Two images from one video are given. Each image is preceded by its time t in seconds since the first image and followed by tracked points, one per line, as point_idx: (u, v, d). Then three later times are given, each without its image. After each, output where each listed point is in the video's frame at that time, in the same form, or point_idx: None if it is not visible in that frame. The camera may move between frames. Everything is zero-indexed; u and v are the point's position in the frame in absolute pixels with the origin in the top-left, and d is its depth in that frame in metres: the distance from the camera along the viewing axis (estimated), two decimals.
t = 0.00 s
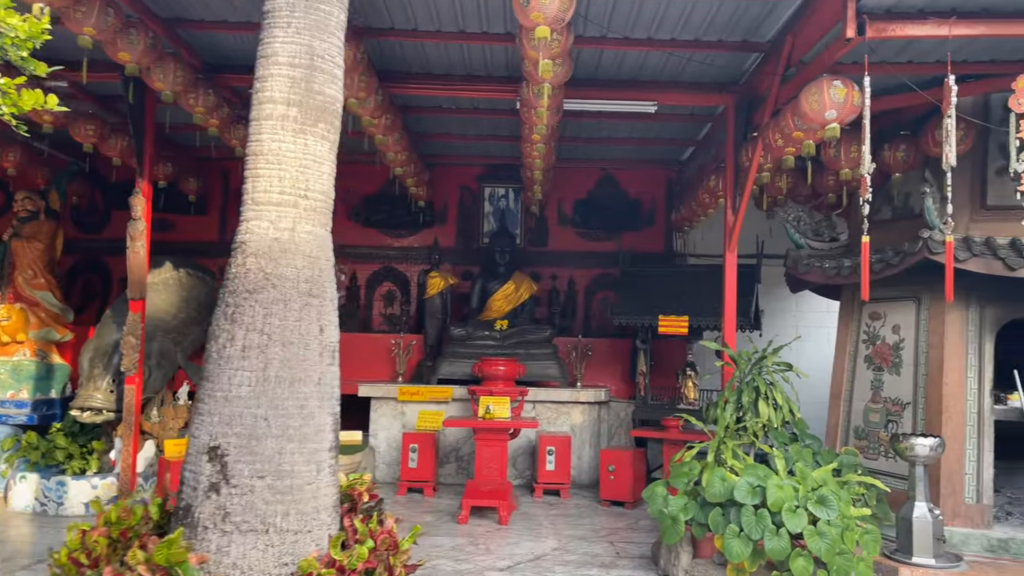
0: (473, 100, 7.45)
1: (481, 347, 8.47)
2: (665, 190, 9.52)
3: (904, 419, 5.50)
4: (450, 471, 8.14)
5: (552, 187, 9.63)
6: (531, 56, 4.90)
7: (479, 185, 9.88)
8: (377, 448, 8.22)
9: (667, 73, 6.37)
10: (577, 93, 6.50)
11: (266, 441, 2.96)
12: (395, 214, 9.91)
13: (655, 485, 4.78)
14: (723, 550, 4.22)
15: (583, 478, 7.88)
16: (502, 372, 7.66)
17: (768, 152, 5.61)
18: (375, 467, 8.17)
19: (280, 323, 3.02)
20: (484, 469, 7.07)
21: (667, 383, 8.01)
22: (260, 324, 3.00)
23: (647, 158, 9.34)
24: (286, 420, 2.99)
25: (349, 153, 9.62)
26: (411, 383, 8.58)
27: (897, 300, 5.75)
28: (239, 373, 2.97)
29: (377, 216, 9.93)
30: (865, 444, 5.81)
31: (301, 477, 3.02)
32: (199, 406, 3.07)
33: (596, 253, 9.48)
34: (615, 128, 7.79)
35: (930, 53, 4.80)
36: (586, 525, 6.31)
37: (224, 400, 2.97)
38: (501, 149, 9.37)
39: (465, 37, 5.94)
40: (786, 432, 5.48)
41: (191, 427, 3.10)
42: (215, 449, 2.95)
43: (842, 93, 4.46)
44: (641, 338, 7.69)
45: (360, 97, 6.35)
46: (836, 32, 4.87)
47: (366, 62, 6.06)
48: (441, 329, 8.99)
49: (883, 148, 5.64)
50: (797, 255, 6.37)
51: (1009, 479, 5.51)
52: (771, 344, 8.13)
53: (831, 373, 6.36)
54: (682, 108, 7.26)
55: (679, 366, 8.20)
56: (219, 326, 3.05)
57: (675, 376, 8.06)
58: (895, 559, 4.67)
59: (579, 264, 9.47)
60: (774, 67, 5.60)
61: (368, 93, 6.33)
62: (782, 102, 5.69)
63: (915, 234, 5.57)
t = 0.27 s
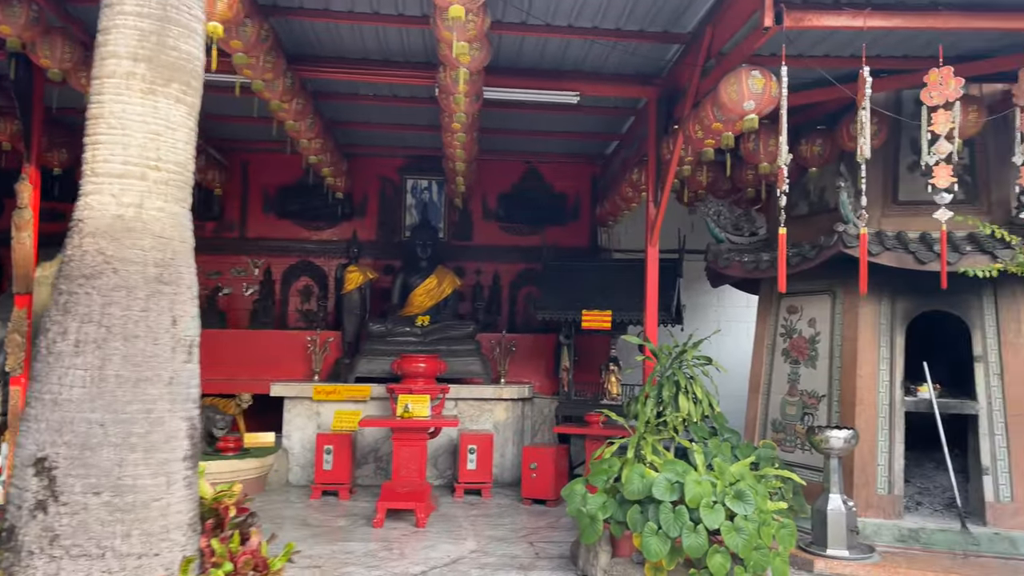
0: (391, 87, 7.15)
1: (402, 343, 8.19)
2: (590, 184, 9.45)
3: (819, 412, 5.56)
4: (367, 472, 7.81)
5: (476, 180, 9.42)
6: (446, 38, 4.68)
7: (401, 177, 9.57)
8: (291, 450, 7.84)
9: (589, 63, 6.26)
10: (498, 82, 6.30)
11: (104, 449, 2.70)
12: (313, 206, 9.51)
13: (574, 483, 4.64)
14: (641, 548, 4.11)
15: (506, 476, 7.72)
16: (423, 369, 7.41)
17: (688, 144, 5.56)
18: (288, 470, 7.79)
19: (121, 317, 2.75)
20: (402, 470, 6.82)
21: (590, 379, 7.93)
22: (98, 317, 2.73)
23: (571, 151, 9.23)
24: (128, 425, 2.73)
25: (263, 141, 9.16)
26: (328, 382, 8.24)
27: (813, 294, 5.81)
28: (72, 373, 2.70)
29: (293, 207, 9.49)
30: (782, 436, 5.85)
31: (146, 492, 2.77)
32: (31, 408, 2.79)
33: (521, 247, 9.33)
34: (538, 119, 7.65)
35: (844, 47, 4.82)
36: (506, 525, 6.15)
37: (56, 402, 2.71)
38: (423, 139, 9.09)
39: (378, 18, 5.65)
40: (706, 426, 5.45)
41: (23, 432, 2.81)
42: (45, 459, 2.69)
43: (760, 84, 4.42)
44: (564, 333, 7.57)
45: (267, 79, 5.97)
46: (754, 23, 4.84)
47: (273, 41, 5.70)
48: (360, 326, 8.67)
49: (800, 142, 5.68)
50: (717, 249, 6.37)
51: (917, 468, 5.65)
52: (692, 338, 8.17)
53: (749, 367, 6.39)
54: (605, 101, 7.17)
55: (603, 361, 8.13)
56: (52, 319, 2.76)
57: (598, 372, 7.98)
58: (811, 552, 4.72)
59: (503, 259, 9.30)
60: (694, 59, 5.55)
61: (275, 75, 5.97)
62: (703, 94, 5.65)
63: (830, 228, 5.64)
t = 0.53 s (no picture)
0: (303, 70, 6.77)
1: (317, 341, 7.81)
2: (514, 177, 9.25)
3: (739, 406, 5.55)
4: (280, 475, 7.47)
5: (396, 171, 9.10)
6: (354, 16, 4.40)
7: (317, 167, 9.16)
8: (197, 455, 7.35)
9: (511, 50, 6.06)
10: (416, 67, 6.02)
11: None
12: (223, 197, 8.97)
13: (491, 485, 4.44)
14: (560, 552, 3.94)
15: (426, 477, 7.46)
16: (338, 368, 7.07)
17: (610, 136, 5.43)
18: (194, 475, 7.30)
19: None
20: (315, 474, 6.45)
21: (514, 375, 7.74)
22: None
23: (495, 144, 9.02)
24: None
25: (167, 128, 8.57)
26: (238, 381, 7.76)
27: (734, 287, 5.81)
28: None
29: (201, 197, 8.93)
30: (703, 431, 5.83)
31: None
32: None
33: (444, 241, 9.06)
34: (460, 109, 7.41)
35: (764, 39, 4.79)
36: (424, 528, 5.89)
37: None
38: (340, 128, 8.69)
39: None
40: (627, 423, 5.35)
41: None
42: None
43: (681, 73, 4.33)
44: (487, 329, 7.35)
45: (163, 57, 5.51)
46: (675, 12, 4.74)
47: (169, 15, 5.26)
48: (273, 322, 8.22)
49: (721, 136, 5.64)
50: (641, 243, 6.30)
51: (832, 460, 5.72)
52: (616, 333, 8.10)
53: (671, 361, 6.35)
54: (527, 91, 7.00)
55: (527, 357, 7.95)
56: None
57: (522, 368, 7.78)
58: (731, 548, 4.69)
59: (426, 252, 9.01)
60: (616, 48, 5.42)
61: (172, 53, 5.51)
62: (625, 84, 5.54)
63: (751, 222, 5.64)
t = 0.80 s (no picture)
0: (225, 43, 6.35)
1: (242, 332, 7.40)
2: (452, 164, 8.99)
3: (677, 395, 5.48)
4: (203, 473, 7.07)
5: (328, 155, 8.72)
6: None
7: (244, 150, 8.71)
8: (112, 453, 6.86)
9: (446, 29, 5.80)
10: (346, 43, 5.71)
11: None
12: (142, 180, 8.42)
13: (422, 481, 4.20)
14: (494, 549, 3.75)
15: (359, 472, 7.17)
16: (265, 360, 6.70)
17: (548, 118, 5.25)
18: (109, 475, 6.82)
19: None
20: (237, 472, 6.02)
21: (451, 367, 7.51)
22: None
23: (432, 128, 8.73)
24: None
25: (78, 106, 7.98)
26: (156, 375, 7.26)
27: (672, 275, 5.73)
28: None
29: (118, 180, 8.35)
30: (642, 421, 5.74)
31: None
32: None
33: (379, 229, 8.73)
34: (394, 90, 7.11)
35: (704, 20, 4.68)
36: (354, 526, 5.61)
37: None
38: (267, 109, 8.25)
39: None
40: (565, 413, 5.19)
41: None
42: None
43: (619, 51, 4.18)
44: (423, 319, 7.07)
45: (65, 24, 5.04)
46: None
47: None
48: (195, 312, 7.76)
49: (660, 120, 5.54)
50: (579, 230, 6.15)
51: (769, 448, 5.72)
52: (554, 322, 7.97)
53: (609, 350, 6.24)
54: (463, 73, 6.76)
55: (464, 347, 7.70)
56: None
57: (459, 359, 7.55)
58: (669, 539, 4.61)
59: (359, 240, 8.67)
60: (554, 27, 5.24)
61: (76, 19, 5.05)
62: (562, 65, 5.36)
63: (689, 209, 5.56)
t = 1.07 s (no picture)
0: (160, 18, 5.97)
1: (183, 325, 6.99)
2: (404, 150, 8.69)
3: (636, 385, 5.37)
4: (144, 472, 6.65)
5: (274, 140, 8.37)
6: None
7: (185, 134, 8.26)
8: (44, 453, 6.40)
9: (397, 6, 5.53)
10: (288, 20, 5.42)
11: None
12: (76, 166, 7.90)
13: (372, 480, 3.98)
14: (448, 550, 3.55)
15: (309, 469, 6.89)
16: (207, 353, 6.34)
17: (502, 99, 5.04)
18: (42, 476, 6.37)
19: None
20: (178, 471, 5.61)
21: (405, 359, 7.26)
22: None
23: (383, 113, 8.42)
24: None
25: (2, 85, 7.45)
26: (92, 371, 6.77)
27: (630, 263, 5.61)
28: None
29: (50, 165, 7.82)
30: (600, 412, 5.61)
31: None
32: None
33: (329, 217, 8.39)
34: (342, 71, 6.82)
35: None
36: (302, 526, 5.33)
37: None
38: (209, 90, 7.83)
39: None
40: (522, 406, 5.01)
41: None
42: None
43: (576, 26, 4.00)
44: (375, 309, 6.76)
45: None
46: None
47: None
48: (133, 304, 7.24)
49: (618, 104, 5.39)
50: (535, 217, 5.95)
51: (728, 437, 5.66)
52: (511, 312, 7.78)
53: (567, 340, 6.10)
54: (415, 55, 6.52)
55: (418, 338, 7.45)
56: None
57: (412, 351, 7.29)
58: (629, 534, 4.49)
59: (308, 228, 8.32)
60: (509, 4, 5.02)
61: None
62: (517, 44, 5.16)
63: (648, 195, 5.44)
